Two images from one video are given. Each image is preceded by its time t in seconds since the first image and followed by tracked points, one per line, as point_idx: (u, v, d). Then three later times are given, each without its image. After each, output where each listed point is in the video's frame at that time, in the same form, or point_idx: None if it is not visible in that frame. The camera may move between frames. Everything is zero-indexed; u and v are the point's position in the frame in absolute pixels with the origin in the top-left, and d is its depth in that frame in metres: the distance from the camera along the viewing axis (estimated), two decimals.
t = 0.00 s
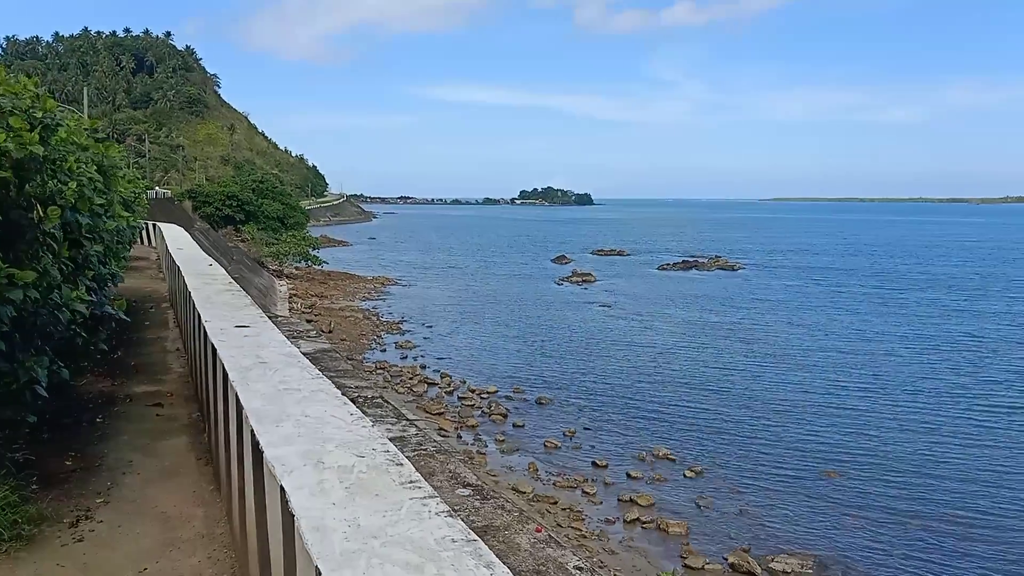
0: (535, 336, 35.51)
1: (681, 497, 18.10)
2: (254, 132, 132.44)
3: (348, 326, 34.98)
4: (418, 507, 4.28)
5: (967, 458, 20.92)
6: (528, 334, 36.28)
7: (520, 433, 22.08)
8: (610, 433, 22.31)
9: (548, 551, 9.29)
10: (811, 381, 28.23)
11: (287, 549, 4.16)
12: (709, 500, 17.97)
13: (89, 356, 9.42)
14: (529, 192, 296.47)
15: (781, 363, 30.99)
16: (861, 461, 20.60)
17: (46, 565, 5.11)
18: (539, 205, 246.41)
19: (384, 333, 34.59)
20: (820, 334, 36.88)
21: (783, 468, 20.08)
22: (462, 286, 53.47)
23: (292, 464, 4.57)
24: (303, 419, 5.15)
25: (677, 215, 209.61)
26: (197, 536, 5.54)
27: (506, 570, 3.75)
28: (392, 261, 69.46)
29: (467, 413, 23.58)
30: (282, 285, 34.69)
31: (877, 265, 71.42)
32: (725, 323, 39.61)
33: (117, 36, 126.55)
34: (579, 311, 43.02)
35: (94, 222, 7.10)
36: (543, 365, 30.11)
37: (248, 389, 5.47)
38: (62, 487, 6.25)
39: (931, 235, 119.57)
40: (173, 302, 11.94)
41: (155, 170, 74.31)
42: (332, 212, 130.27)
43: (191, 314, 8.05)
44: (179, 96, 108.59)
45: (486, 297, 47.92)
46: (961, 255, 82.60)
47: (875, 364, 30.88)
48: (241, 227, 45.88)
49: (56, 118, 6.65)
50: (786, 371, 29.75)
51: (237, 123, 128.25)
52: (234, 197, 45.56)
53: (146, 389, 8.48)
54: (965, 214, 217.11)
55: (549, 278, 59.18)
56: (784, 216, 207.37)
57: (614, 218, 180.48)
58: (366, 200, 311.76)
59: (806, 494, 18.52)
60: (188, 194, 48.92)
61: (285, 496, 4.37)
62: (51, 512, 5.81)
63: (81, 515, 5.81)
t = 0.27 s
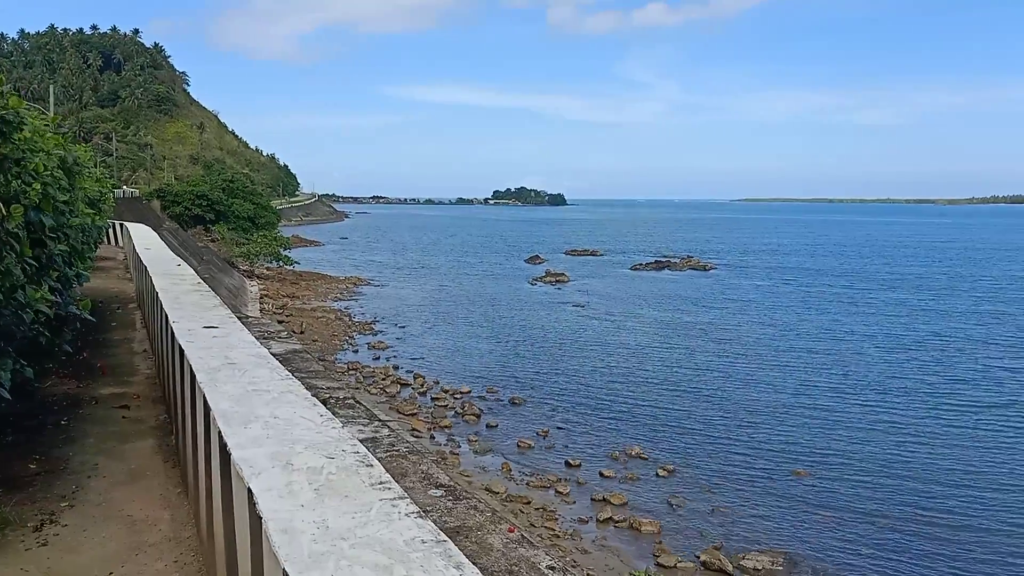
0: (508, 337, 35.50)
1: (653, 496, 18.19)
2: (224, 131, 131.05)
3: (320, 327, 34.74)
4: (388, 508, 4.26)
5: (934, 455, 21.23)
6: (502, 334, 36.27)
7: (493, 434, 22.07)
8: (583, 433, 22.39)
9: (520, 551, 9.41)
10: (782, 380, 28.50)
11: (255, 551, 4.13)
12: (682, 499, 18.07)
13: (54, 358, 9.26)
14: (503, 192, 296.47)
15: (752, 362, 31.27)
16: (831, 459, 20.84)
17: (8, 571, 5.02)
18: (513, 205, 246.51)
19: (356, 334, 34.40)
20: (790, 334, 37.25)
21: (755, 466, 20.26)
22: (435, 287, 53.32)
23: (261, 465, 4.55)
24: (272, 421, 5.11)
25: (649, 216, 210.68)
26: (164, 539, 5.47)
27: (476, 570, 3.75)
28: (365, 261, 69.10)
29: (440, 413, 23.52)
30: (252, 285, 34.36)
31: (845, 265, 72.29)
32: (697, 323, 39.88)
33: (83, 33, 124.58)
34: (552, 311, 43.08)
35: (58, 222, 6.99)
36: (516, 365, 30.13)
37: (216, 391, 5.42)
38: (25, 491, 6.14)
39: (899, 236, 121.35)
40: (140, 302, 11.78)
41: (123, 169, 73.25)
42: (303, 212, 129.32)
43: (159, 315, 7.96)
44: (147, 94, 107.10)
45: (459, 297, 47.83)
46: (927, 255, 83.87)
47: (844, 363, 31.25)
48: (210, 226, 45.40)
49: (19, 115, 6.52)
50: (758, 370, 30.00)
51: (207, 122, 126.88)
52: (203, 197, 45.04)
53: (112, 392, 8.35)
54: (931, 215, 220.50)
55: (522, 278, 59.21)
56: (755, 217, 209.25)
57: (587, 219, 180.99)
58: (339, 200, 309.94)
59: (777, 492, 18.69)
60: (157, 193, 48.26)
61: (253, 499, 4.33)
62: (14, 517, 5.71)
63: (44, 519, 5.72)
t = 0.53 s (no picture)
0: (481, 335, 35.47)
1: (626, 493, 18.28)
2: (193, 127, 129.57)
3: (291, 325, 34.49)
4: (356, 507, 4.24)
5: (902, 451, 21.52)
6: (474, 332, 36.26)
7: (466, 432, 22.06)
8: (556, 430, 22.46)
9: (492, 548, 9.46)
10: (753, 377, 28.76)
11: (221, 552, 4.09)
12: (653, 495, 18.18)
13: (17, 357, 9.10)
14: (476, 190, 296.08)
15: (723, 359, 31.54)
16: (801, 455, 21.06)
17: None
18: (486, 203, 246.32)
19: (328, 332, 34.21)
20: (760, 331, 37.61)
21: (727, 463, 20.44)
22: (408, 285, 53.14)
23: (227, 464, 4.51)
24: (240, 420, 5.06)
25: (622, 214, 211.57)
26: (130, 541, 5.40)
27: (445, 568, 3.74)
28: (336, 259, 68.71)
29: (413, 412, 23.46)
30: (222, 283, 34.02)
31: (814, 263, 73.08)
32: (669, 321, 40.14)
33: (48, 28, 122.45)
34: (524, 309, 43.14)
35: (19, 219, 6.85)
36: (489, 363, 30.14)
37: (183, 391, 5.36)
38: None
39: (867, 234, 122.99)
40: (106, 301, 11.62)
41: (89, 165, 72.15)
42: (274, 210, 128.30)
43: (125, 314, 7.85)
44: (115, 90, 105.56)
45: (432, 295, 47.72)
46: (895, 253, 85.04)
47: (814, 360, 31.60)
48: (179, 224, 44.84)
49: None
50: (729, 367, 30.25)
51: (175, 118, 125.36)
52: (171, 194, 44.38)
53: (78, 391, 8.23)
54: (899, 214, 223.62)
55: (495, 276, 59.19)
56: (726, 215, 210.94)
57: (560, 217, 181.38)
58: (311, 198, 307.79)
59: (748, 489, 18.86)
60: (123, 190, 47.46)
61: (220, 498, 4.29)
62: None
63: (6, 521, 5.62)
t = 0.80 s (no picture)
0: (454, 332, 35.39)
1: (598, 488, 18.36)
2: (160, 122, 127.86)
3: (261, 322, 34.21)
4: (324, 505, 4.20)
5: (870, 446, 21.81)
6: (447, 328, 36.23)
7: (439, 428, 22.04)
8: (528, 426, 22.50)
9: (464, 545, 9.49)
10: (724, 373, 28.97)
11: (187, 553, 4.05)
12: (626, 490, 18.27)
13: None
14: (450, 187, 295.40)
15: (694, 355, 31.80)
16: (772, 450, 21.27)
17: None
18: (458, 200, 245.90)
19: (299, 329, 34.00)
20: (731, 327, 37.96)
21: (698, 458, 20.59)
22: (380, 281, 52.86)
23: (192, 463, 4.46)
24: (207, 418, 5.01)
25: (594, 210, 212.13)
26: (93, 541, 5.32)
27: (412, 566, 3.73)
28: (307, 256, 68.26)
29: (385, 409, 23.40)
30: (191, 280, 33.64)
31: (785, 260, 73.77)
32: (640, 317, 40.39)
33: (11, 20, 120.09)
34: (497, 306, 43.17)
35: None
36: (462, 360, 30.13)
37: (148, 389, 5.29)
38: None
39: (836, 232, 124.45)
40: (71, 298, 11.44)
41: (54, 160, 70.94)
42: (244, 206, 127.09)
43: (89, 311, 7.75)
44: (80, 84, 103.82)
45: (404, 292, 47.50)
46: (864, 250, 86.10)
47: (784, 356, 31.91)
48: (146, 220, 44.11)
49: None
50: (700, 363, 30.44)
51: (142, 113, 123.55)
52: (139, 189, 43.38)
53: (41, 390, 8.09)
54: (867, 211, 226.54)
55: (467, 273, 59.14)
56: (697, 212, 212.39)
57: (532, 214, 181.50)
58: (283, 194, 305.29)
59: (719, 483, 19.03)
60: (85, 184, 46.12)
61: (185, 497, 4.25)
62: None
63: None
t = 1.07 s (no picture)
0: (429, 329, 35.30)
1: (574, 484, 18.42)
2: (131, 118, 126.25)
3: (234, 320, 33.94)
4: (295, 504, 4.18)
5: (843, 440, 22.04)
6: (422, 325, 36.13)
7: (414, 426, 21.99)
8: (504, 423, 22.52)
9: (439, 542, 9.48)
10: (699, 370, 29.14)
11: (155, 552, 4.01)
12: (601, 486, 18.34)
13: None
14: (426, 184, 294.57)
15: (669, 351, 31.99)
16: (746, 445, 21.44)
17: None
18: (434, 197, 245.30)
19: (273, 327, 33.77)
20: (705, 323, 38.20)
21: (673, 454, 20.71)
22: (355, 279, 52.62)
23: (161, 463, 4.42)
24: (176, 417, 4.95)
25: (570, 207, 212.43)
26: (62, 542, 5.25)
27: (384, 564, 3.72)
28: (281, 253, 67.78)
29: (360, 407, 23.31)
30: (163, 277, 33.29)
31: (758, 257, 74.31)
32: (616, 313, 40.56)
33: None
34: (473, 303, 43.14)
35: None
36: (437, 357, 30.08)
37: (117, 388, 5.22)
38: None
39: (809, 228, 125.60)
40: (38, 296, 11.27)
41: (21, 157, 69.84)
42: (216, 203, 125.94)
43: (57, 309, 7.64)
44: (48, 79, 102.26)
45: (379, 290, 47.32)
46: (836, 247, 86.98)
47: (758, 352, 32.17)
48: (116, 217, 43.48)
49: None
50: (675, 360, 30.59)
51: (112, 108, 121.95)
52: (109, 185, 42.79)
53: (8, 389, 7.97)
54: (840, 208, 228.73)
55: (443, 270, 59.03)
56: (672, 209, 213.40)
57: (508, 210, 181.39)
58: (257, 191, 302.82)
59: (694, 478, 19.16)
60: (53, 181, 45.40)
61: (154, 497, 4.20)
62: None
63: None
